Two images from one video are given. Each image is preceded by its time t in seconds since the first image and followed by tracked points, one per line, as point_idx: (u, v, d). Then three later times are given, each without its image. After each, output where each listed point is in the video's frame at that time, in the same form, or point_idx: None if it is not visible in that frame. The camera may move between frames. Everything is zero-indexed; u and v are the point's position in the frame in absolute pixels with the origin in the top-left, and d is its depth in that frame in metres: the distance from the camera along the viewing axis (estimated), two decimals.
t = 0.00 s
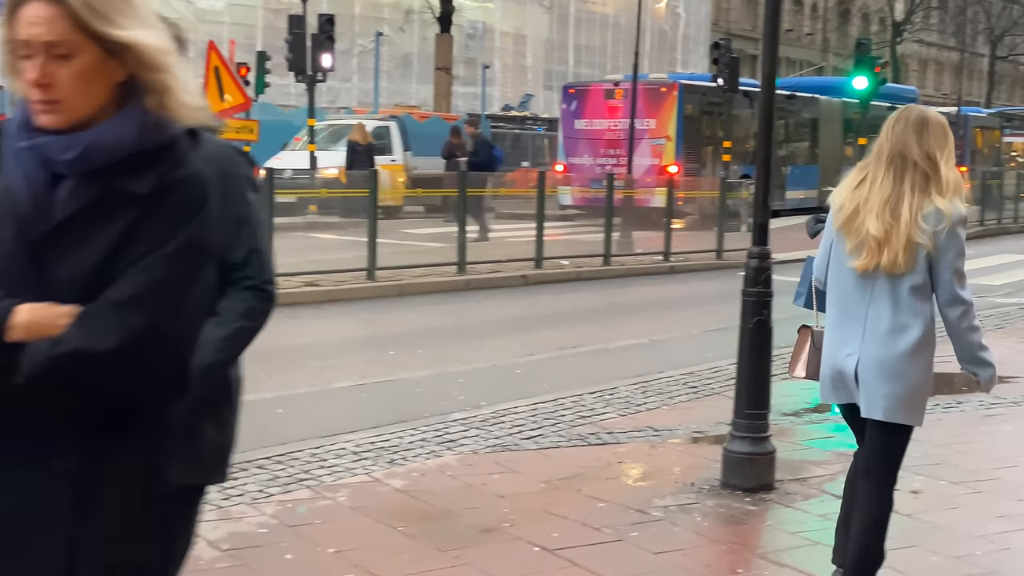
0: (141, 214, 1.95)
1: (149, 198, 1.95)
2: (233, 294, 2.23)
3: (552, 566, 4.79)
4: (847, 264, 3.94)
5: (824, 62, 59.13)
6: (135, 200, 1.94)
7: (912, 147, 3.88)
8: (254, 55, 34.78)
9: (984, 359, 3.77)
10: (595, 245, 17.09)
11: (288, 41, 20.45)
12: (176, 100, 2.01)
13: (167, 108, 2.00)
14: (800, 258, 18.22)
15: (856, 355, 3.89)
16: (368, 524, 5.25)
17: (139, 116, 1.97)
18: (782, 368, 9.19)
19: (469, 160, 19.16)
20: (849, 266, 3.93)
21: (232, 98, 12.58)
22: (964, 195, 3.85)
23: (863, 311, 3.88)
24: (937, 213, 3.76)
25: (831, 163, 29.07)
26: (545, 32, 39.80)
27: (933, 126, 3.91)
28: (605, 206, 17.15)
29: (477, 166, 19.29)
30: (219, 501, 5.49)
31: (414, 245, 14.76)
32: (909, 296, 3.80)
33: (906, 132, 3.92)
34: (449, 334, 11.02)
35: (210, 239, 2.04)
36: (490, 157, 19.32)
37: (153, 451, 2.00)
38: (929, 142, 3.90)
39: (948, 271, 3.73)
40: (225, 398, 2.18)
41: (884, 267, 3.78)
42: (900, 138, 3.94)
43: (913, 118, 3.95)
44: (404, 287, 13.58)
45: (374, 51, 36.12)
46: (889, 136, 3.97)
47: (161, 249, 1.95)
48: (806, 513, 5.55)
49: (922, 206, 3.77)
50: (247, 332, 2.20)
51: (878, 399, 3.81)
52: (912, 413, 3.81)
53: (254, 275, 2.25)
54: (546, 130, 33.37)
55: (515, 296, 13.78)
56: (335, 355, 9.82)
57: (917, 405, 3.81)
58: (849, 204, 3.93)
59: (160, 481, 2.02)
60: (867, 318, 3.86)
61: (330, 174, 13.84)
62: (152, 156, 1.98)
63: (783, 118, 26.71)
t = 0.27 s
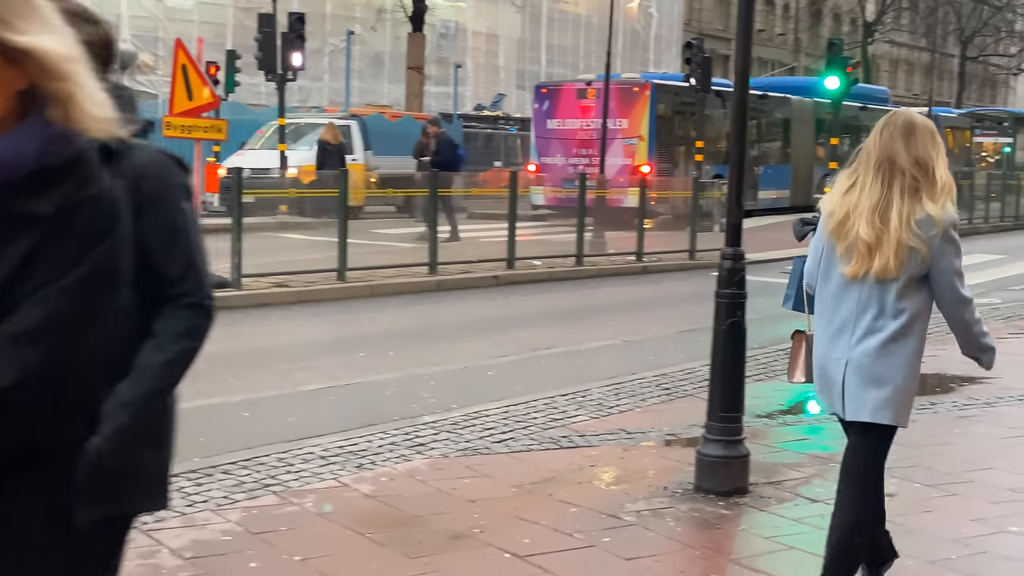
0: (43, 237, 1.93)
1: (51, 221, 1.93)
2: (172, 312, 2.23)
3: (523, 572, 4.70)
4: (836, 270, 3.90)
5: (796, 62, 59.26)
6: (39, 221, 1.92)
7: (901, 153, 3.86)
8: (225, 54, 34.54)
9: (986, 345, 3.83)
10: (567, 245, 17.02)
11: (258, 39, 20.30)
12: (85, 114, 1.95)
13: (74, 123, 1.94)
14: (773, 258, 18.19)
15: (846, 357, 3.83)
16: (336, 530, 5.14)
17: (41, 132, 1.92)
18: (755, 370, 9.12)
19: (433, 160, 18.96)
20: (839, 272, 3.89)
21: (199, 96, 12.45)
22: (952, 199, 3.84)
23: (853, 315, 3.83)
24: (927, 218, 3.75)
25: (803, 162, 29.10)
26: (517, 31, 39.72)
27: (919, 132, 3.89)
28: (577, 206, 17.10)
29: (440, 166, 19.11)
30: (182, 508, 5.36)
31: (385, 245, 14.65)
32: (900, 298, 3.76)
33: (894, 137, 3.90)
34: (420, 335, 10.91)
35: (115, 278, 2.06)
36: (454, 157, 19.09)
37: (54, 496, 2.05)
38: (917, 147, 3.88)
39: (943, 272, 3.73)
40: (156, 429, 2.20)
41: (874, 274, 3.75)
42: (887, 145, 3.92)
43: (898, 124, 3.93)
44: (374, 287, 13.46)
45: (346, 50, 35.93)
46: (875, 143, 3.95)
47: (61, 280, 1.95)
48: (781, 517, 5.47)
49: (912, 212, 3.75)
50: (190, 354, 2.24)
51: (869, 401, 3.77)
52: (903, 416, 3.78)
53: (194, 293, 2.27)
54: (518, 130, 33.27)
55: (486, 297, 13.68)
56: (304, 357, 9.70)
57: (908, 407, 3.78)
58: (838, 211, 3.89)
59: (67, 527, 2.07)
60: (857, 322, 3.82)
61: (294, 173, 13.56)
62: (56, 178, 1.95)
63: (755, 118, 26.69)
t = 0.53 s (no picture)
0: None
1: None
2: (100, 333, 2.32)
3: None
4: (829, 273, 3.84)
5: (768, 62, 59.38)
6: None
7: (892, 156, 3.81)
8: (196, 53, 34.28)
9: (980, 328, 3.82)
10: (541, 244, 16.94)
11: (228, 38, 20.14)
12: None
13: None
14: (747, 258, 18.14)
15: (841, 362, 3.78)
16: (303, 533, 5.03)
17: None
18: (729, 369, 9.05)
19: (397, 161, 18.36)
20: (833, 276, 3.84)
21: (167, 94, 12.29)
22: (943, 201, 3.81)
23: (847, 318, 3.78)
24: (922, 220, 3.72)
25: (776, 162, 29.11)
26: (490, 31, 39.64)
27: (909, 134, 3.85)
28: (551, 205, 17.02)
29: (401, 166, 18.37)
30: (146, 512, 5.24)
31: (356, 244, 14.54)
32: (896, 301, 3.74)
33: (884, 141, 3.85)
34: (391, 335, 10.80)
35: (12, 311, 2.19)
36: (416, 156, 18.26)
37: None
38: (908, 150, 3.83)
39: (939, 274, 3.71)
40: (84, 456, 2.36)
41: (871, 278, 3.71)
42: (877, 148, 3.87)
43: (887, 127, 3.88)
44: (346, 286, 13.33)
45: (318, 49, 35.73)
46: (865, 147, 3.90)
47: None
48: (756, 519, 5.39)
49: (907, 215, 3.71)
50: (120, 378, 2.33)
51: (867, 403, 3.73)
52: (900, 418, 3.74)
53: (123, 309, 2.34)
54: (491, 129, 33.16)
55: (459, 296, 13.57)
56: (273, 357, 9.58)
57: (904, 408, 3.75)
58: (831, 216, 3.83)
59: None
60: (851, 325, 3.77)
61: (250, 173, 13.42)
62: None
63: (729, 117, 26.68)
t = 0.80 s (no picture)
0: None
1: None
2: (22, 351, 2.31)
3: None
4: (827, 269, 3.81)
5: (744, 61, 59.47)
6: None
7: (885, 151, 3.78)
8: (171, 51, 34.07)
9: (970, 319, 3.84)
10: (517, 243, 16.85)
11: (202, 35, 19.97)
12: None
13: None
14: (724, 256, 18.08)
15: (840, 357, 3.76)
16: (273, 535, 4.92)
17: None
18: (705, 368, 8.97)
19: (360, 158, 17.81)
20: (830, 270, 3.80)
21: (138, 90, 12.14)
22: (939, 194, 3.78)
23: (846, 314, 3.75)
24: (918, 215, 3.69)
25: (753, 161, 29.11)
26: (467, 29, 39.58)
27: (903, 128, 3.82)
28: (527, 203, 16.93)
29: (364, 166, 17.80)
30: (112, 513, 5.12)
31: (330, 243, 14.41)
32: (894, 296, 3.71)
33: (878, 135, 3.82)
34: (366, 334, 10.68)
35: None
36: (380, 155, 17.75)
37: None
38: (901, 144, 3.80)
39: (935, 269, 3.69)
40: None
41: (870, 274, 3.68)
42: (872, 142, 3.83)
43: (881, 121, 3.85)
44: (320, 285, 13.21)
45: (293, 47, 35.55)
46: (859, 141, 3.86)
47: None
48: (734, 518, 5.32)
49: (903, 210, 3.68)
50: (40, 399, 2.34)
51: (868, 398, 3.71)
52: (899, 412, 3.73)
53: (47, 325, 2.34)
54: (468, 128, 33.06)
55: (435, 294, 13.47)
56: (246, 356, 9.45)
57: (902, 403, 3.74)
58: (828, 211, 3.79)
59: None
60: (851, 320, 3.74)
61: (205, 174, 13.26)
62: None
63: (706, 116, 26.66)
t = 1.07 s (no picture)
0: None
1: None
2: None
3: None
4: (823, 256, 3.90)
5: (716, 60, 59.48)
6: None
7: (876, 137, 3.85)
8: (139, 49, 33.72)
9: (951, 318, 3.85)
10: (489, 241, 16.73)
11: (171, 31, 19.75)
12: None
13: None
14: (697, 255, 18.02)
15: (836, 341, 3.85)
16: (237, 540, 4.80)
17: None
18: (679, 367, 8.89)
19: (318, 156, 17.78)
20: (826, 256, 3.90)
21: (103, 86, 11.95)
22: (929, 178, 3.86)
23: (841, 300, 3.84)
24: (910, 200, 3.76)
25: (725, 159, 29.09)
26: (438, 27, 39.39)
27: (894, 114, 3.88)
28: (499, 202, 16.81)
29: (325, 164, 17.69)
30: (70, 519, 4.97)
31: (300, 241, 14.24)
32: (888, 281, 3.80)
33: (869, 121, 3.89)
34: (336, 334, 10.54)
35: None
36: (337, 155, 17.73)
37: None
38: (893, 130, 3.86)
39: (927, 255, 3.77)
40: None
41: (865, 259, 3.78)
42: (863, 129, 3.90)
43: (873, 107, 3.91)
44: (289, 284, 13.05)
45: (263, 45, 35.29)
46: (851, 128, 3.93)
47: None
48: (709, 520, 5.22)
49: (895, 196, 3.76)
50: None
51: (862, 381, 3.81)
52: (893, 395, 3.84)
53: None
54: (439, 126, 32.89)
55: (406, 294, 13.33)
56: (213, 356, 9.30)
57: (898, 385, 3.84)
58: (821, 198, 3.87)
59: None
60: (847, 306, 3.83)
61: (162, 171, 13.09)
62: None
63: (679, 115, 26.60)
